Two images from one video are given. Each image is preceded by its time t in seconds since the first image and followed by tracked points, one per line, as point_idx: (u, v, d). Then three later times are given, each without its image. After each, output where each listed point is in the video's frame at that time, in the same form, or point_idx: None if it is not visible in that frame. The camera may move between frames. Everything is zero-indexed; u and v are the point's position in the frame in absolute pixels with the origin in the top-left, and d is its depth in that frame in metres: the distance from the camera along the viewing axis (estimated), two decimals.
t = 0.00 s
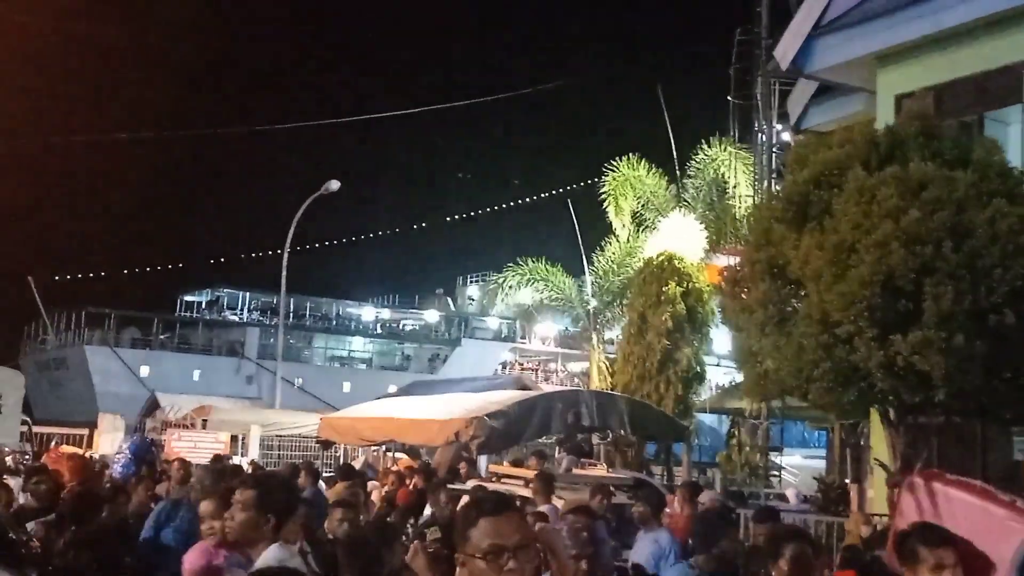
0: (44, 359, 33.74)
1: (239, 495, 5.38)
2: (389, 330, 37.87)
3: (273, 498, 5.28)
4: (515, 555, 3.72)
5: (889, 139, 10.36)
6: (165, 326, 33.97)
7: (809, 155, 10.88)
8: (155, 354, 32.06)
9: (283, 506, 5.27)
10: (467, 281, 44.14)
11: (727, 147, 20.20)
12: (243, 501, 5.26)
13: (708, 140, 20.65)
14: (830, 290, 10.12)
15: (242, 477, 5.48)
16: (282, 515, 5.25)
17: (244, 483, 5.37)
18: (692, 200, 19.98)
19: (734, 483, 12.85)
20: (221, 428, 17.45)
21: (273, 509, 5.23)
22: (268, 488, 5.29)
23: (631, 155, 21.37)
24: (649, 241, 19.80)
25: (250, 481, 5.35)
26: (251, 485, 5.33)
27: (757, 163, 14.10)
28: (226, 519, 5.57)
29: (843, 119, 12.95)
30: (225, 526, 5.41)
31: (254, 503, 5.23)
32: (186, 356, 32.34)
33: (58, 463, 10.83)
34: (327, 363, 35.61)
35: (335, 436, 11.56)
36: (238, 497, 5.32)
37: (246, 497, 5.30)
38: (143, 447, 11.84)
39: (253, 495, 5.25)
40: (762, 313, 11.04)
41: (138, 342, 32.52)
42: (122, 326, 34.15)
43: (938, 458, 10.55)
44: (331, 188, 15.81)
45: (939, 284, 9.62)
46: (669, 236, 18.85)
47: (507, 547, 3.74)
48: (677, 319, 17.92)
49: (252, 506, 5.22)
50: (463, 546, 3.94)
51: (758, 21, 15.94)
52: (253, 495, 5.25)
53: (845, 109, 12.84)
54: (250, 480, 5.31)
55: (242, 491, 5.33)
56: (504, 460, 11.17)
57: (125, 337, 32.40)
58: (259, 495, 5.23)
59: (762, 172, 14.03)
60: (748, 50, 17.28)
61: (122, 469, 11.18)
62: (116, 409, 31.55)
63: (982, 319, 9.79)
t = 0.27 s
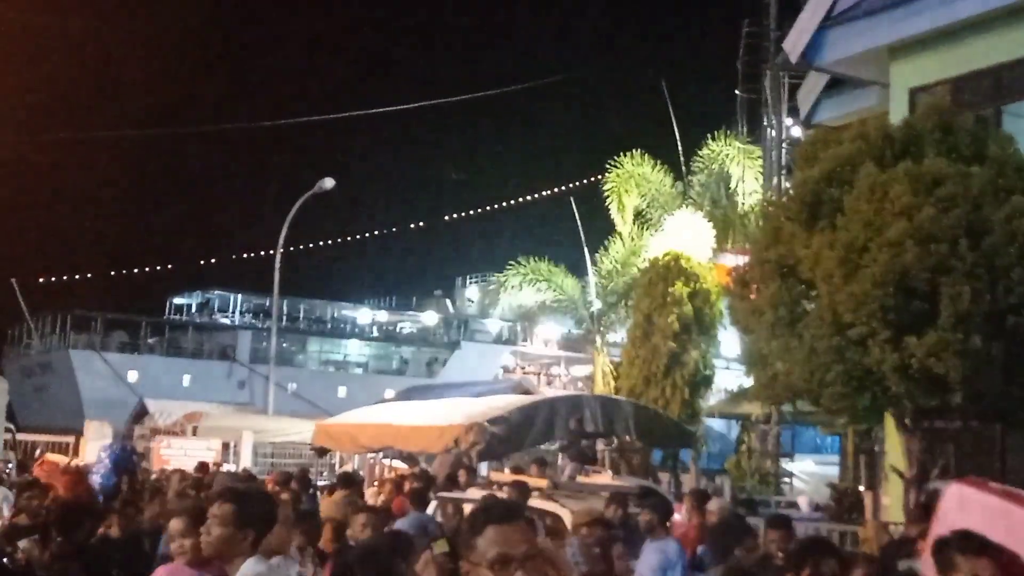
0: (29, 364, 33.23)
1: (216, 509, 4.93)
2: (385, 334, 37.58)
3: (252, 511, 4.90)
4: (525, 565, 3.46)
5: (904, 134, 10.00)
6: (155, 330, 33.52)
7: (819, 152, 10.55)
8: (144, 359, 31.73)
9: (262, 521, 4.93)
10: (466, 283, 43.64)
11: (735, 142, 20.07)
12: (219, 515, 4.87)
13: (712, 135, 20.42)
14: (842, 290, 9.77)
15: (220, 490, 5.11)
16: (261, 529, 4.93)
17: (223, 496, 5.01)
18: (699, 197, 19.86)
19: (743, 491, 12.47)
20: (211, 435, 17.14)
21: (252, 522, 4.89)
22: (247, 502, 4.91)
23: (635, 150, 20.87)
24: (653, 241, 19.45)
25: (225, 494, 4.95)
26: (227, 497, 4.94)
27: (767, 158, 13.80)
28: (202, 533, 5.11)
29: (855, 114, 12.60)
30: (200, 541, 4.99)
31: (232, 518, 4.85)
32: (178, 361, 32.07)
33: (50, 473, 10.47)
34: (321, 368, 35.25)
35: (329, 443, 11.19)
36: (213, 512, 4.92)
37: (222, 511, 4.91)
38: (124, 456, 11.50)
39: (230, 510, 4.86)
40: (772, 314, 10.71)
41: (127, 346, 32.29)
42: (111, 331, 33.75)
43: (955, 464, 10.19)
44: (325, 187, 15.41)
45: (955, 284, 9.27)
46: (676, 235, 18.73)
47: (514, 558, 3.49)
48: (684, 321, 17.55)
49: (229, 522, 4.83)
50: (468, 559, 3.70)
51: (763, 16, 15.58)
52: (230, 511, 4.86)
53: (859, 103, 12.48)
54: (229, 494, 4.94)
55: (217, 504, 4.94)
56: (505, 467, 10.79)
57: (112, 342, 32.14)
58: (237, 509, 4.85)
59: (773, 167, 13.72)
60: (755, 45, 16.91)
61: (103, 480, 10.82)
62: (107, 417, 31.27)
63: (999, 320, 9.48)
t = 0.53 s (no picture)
0: (26, 366, 33.08)
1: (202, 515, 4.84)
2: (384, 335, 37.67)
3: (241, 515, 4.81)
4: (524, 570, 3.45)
5: (907, 132, 9.90)
6: (152, 332, 33.39)
7: (820, 149, 10.41)
8: (141, 361, 31.68)
9: (253, 525, 4.85)
10: (466, 283, 43.55)
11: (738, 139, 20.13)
12: (207, 522, 4.79)
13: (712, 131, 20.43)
14: (844, 290, 9.67)
15: (213, 496, 5.01)
16: (253, 533, 4.85)
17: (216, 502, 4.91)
18: (699, 196, 19.95)
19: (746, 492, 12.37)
20: (208, 437, 17.05)
21: (244, 528, 4.81)
22: (237, 506, 4.83)
23: (635, 148, 20.77)
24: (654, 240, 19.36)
25: (213, 499, 4.87)
26: (215, 502, 4.86)
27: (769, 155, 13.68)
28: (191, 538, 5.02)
29: (859, 111, 12.50)
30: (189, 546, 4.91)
31: (222, 524, 4.77)
32: (176, 363, 32.01)
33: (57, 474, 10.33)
34: (319, 369, 35.13)
35: (327, 445, 11.09)
36: (201, 518, 4.84)
37: (211, 517, 4.82)
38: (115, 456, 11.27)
39: (220, 515, 4.78)
40: (775, 315, 10.61)
41: (123, 347, 32.18)
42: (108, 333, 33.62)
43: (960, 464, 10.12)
44: (322, 187, 15.30)
45: (959, 283, 9.19)
46: (676, 233, 18.57)
47: (514, 564, 3.46)
48: (685, 321, 17.46)
49: (218, 528, 4.76)
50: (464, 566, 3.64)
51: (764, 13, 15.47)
52: (219, 516, 4.78)
53: (863, 101, 12.38)
54: (222, 499, 4.84)
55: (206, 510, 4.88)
56: (505, 469, 10.70)
57: (109, 343, 32.00)
58: (226, 515, 4.77)
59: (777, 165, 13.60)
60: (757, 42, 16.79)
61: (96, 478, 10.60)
62: (104, 420, 31.20)
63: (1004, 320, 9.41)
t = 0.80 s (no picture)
0: (30, 368, 33.13)
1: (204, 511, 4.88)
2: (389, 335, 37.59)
3: (242, 510, 4.83)
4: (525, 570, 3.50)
5: (911, 130, 9.88)
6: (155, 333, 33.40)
7: (824, 147, 10.39)
8: (146, 361, 31.86)
9: (256, 520, 4.86)
10: (468, 284, 43.42)
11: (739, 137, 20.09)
12: (212, 518, 4.82)
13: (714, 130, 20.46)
14: (847, 288, 9.66)
15: (216, 494, 5.03)
16: (257, 529, 4.87)
17: (221, 501, 4.89)
18: (701, 194, 19.90)
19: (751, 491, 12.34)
20: (212, 437, 17.07)
21: (247, 524, 4.83)
22: (241, 502, 4.87)
23: (638, 147, 20.77)
24: (659, 239, 19.35)
25: (217, 496, 4.91)
26: (219, 500, 4.90)
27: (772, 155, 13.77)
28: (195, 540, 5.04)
29: (862, 109, 12.49)
30: (195, 547, 4.94)
31: (226, 520, 4.80)
32: (180, 364, 32.11)
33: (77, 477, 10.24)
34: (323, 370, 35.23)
35: (331, 444, 11.09)
36: (206, 515, 4.87)
37: (215, 514, 4.86)
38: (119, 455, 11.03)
39: (223, 512, 4.82)
40: (778, 313, 10.58)
41: (128, 348, 32.36)
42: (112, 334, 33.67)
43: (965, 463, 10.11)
44: (326, 187, 15.29)
45: (962, 281, 9.19)
46: (680, 232, 18.76)
47: (516, 563, 3.50)
48: (689, 320, 17.47)
49: (223, 523, 4.79)
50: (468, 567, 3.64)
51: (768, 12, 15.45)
52: (223, 512, 4.82)
53: (865, 99, 12.36)
54: (226, 496, 4.88)
55: (210, 509, 4.90)
56: (509, 469, 10.70)
57: (114, 344, 32.22)
58: (230, 511, 4.80)
59: (780, 164, 13.66)
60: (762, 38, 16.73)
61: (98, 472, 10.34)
62: (110, 421, 31.48)
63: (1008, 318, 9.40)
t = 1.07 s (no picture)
0: (40, 371, 33.20)
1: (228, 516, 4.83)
2: (397, 337, 37.51)
3: (265, 513, 4.80)
4: None
5: (926, 125, 9.74)
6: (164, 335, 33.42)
7: (838, 144, 10.25)
8: (154, 365, 31.50)
9: (277, 523, 4.82)
10: (479, 283, 43.48)
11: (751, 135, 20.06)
12: (232, 520, 4.77)
13: (725, 127, 20.36)
14: (862, 287, 9.54)
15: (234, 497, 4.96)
16: (277, 533, 4.81)
17: (241, 502, 4.83)
18: (714, 192, 19.85)
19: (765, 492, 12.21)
20: (221, 441, 16.73)
21: (267, 526, 4.77)
22: (260, 505, 4.82)
23: (649, 146, 20.67)
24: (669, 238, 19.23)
25: (239, 499, 4.87)
26: (240, 503, 4.86)
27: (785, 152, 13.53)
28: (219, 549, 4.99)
29: (878, 105, 12.32)
30: (217, 551, 4.90)
31: (246, 522, 4.74)
32: (187, 367, 31.76)
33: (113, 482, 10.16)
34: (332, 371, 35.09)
35: (342, 447, 11.00)
36: (227, 518, 4.83)
37: (237, 516, 4.82)
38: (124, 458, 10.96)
39: (243, 513, 4.77)
40: (792, 312, 10.45)
41: (135, 351, 32.11)
42: (120, 336, 33.71)
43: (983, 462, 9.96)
44: (334, 187, 15.20)
45: (980, 279, 9.05)
46: (691, 230, 18.61)
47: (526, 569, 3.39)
48: (702, 320, 17.27)
49: (242, 525, 4.73)
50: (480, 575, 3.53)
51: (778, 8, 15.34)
52: (243, 514, 4.76)
53: (881, 95, 12.20)
54: (245, 498, 4.83)
55: (231, 511, 4.85)
56: (521, 470, 10.60)
57: (120, 347, 31.95)
58: (250, 513, 4.75)
59: (794, 163, 13.45)
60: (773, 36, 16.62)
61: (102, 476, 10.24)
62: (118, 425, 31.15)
63: None
